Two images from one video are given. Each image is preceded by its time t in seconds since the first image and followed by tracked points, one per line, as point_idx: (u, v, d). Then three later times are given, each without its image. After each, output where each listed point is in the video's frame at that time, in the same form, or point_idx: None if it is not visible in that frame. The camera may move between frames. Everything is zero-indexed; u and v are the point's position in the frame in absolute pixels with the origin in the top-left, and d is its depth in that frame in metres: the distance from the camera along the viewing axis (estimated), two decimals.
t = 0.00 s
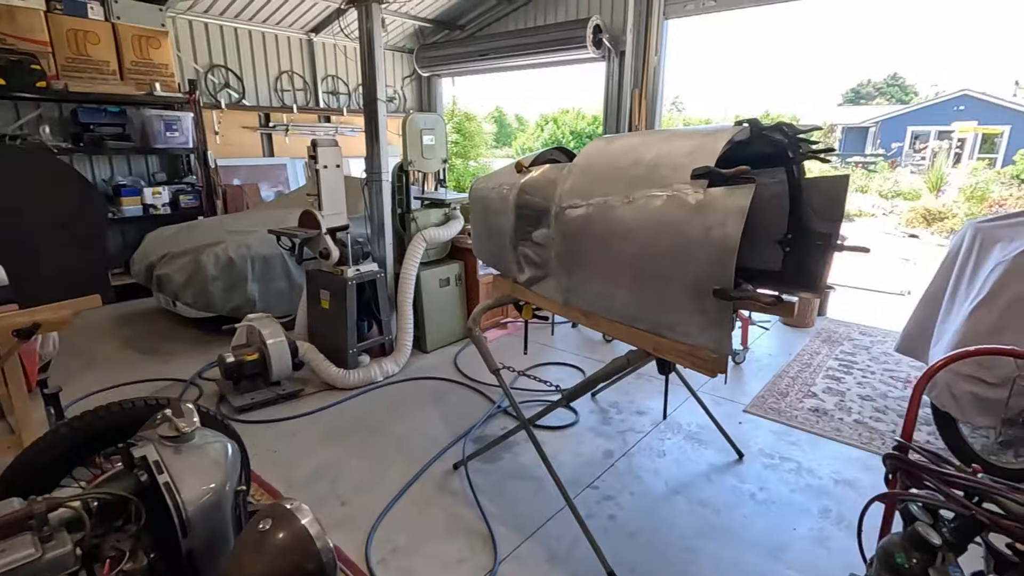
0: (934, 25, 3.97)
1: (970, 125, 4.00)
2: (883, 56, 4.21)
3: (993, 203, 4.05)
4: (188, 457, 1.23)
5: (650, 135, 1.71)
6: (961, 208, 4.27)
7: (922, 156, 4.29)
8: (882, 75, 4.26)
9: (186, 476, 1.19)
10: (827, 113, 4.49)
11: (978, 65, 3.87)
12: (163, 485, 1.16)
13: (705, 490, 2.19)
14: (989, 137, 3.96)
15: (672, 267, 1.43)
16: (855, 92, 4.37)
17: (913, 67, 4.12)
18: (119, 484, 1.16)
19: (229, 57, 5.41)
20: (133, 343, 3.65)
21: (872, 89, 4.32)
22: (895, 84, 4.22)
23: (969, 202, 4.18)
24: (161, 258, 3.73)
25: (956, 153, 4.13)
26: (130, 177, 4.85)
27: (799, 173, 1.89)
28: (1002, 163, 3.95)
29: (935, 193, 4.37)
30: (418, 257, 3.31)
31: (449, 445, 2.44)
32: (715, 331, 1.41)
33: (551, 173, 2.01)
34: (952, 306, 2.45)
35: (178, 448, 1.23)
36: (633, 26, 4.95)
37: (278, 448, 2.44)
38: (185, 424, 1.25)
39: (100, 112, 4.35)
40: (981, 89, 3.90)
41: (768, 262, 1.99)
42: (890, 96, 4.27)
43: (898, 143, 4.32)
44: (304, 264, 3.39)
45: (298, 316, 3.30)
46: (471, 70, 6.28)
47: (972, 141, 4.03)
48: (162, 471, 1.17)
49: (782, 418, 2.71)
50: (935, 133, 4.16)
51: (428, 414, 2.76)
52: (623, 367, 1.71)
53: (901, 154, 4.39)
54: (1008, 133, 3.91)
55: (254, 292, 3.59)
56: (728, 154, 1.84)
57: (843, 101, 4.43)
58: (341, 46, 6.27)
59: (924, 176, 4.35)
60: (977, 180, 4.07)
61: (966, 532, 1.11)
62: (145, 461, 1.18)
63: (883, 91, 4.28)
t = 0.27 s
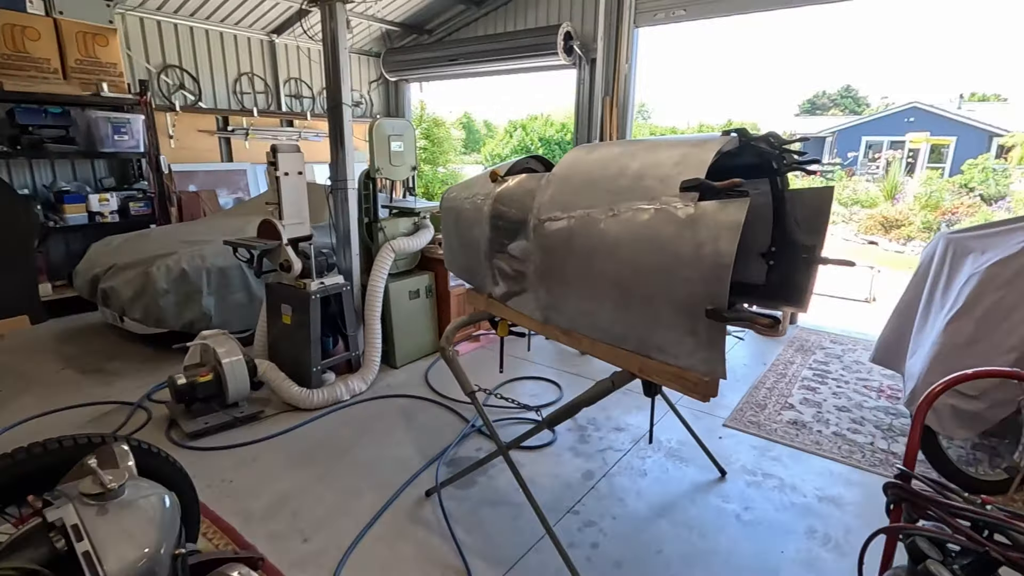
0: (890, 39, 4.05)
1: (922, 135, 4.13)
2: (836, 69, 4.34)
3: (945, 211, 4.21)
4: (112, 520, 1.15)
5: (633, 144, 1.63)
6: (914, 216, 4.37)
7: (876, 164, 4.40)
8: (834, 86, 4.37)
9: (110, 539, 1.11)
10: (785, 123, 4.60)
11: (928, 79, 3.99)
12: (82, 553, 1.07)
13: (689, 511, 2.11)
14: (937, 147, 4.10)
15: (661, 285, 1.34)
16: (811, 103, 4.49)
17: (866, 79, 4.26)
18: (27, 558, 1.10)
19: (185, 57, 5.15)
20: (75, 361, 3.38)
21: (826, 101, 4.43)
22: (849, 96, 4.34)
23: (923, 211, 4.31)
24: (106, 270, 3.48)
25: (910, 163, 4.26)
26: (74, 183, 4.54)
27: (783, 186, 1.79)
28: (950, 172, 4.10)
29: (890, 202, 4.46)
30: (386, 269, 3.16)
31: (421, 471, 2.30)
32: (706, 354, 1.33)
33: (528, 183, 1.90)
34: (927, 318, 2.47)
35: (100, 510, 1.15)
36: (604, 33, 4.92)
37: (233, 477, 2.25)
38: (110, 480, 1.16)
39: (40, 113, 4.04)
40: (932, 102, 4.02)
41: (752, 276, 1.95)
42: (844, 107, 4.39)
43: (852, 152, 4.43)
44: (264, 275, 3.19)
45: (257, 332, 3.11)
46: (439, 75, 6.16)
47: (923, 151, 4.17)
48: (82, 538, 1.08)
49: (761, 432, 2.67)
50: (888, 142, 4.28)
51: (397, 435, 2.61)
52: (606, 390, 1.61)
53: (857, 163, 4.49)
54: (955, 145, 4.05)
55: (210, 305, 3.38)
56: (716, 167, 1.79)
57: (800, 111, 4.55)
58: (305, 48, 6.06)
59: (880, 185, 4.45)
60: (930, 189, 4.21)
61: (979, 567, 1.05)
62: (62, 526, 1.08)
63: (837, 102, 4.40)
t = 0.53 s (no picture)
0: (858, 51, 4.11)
1: (890, 143, 4.17)
2: (803, 77, 4.33)
3: (914, 218, 4.28)
4: None
5: (630, 155, 1.53)
6: (885, 223, 4.39)
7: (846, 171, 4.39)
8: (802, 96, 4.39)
9: None
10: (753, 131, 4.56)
11: (886, 86, 4.07)
12: None
13: (685, 538, 2.02)
14: (904, 154, 4.16)
15: (667, 308, 1.24)
16: (780, 111, 4.48)
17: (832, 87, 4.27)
18: None
19: (147, 58, 4.90)
20: (23, 382, 3.13)
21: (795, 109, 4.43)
22: (815, 104, 4.35)
23: (894, 217, 4.36)
24: (59, 283, 3.24)
25: (877, 171, 4.29)
26: (26, 189, 4.27)
27: (783, 198, 1.66)
28: (915, 179, 4.18)
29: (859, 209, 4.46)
30: (363, 281, 3.00)
31: (401, 499, 2.16)
32: (716, 382, 1.23)
33: (517, 194, 1.79)
34: (920, 330, 2.42)
35: None
36: (584, 38, 4.84)
37: (197, 512, 2.08)
38: (33, 560, 1.11)
39: None
40: (895, 110, 4.08)
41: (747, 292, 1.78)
42: (810, 115, 4.38)
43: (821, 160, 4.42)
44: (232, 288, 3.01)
45: (224, 349, 2.91)
46: (416, 79, 6.01)
47: (890, 159, 4.21)
48: None
49: (754, 449, 2.60)
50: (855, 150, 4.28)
51: (376, 459, 2.45)
52: (604, 418, 1.50)
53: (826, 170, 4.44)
54: (920, 153, 4.12)
55: (172, 320, 3.17)
56: (719, 179, 1.71)
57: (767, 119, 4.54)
58: (276, 49, 5.85)
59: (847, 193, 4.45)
60: (899, 196, 4.26)
61: None
62: None
63: (804, 110, 4.40)
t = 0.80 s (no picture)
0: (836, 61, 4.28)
1: (867, 148, 4.37)
2: (780, 84, 4.51)
3: (891, 222, 4.53)
4: None
5: (618, 165, 1.47)
6: (862, 226, 4.69)
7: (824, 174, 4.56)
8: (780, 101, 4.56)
9: None
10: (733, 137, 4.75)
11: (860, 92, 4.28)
12: None
13: (674, 555, 1.96)
14: (880, 159, 4.36)
15: (659, 327, 1.19)
16: (758, 116, 4.66)
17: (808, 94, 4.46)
18: None
19: (117, 57, 4.74)
20: None
21: (773, 114, 4.62)
22: (792, 110, 4.54)
23: (871, 221, 4.63)
24: (19, 293, 3.08)
25: (854, 175, 4.51)
26: None
27: (773, 208, 1.60)
28: (891, 184, 4.41)
29: (839, 213, 4.73)
30: (342, 290, 2.91)
31: (381, 520, 2.07)
32: (710, 405, 1.17)
33: (500, 204, 1.72)
34: (906, 340, 2.40)
35: None
36: (567, 42, 4.78)
37: (163, 538, 1.96)
38: None
39: None
40: (869, 116, 4.27)
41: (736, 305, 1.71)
42: (787, 120, 4.57)
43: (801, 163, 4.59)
44: (203, 299, 2.88)
45: (194, 362, 2.79)
46: (397, 82, 5.92)
47: (867, 164, 4.41)
48: None
49: (742, 462, 2.56)
50: (833, 155, 4.48)
51: (354, 477, 2.36)
52: (592, 439, 1.43)
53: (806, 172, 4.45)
54: (894, 158, 4.34)
55: (140, 332, 3.03)
56: (712, 189, 1.69)
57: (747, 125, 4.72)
58: (252, 50, 5.71)
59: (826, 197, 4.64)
60: (876, 201, 4.50)
61: None
62: None
63: (781, 116, 4.58)
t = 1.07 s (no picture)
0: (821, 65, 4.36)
1: (852, 151, 4.44)
2: (766, 87, 4.65)
3: (876, 224, 4.62)
4: None
5: (603, 171, 1.43)
6: (848, 229, 4.77)
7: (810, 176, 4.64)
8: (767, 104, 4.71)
9: None
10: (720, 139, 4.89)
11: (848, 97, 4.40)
12: None
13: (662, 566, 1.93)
14: (865, 163, 4.43)
15: (645, 339, 1.15)
16: (746, 119, 4.79)
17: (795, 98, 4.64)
18: None
19: (96, 56, 4.63)
20: None
21: (760, 118, 4.75)
22: (779, 112, 4.70)
23: (856, 224, 4.72)
24: None
25: (840, 178, 4.58)
26: None
27: (761, 215, 1.58)
28: (875, 187, 4.50)
29: (824, 216, 4.80)
30: (324, 296, 2.85)
31: (362, 533, 2.01)
32: (697, 419, 1.14)
33: (484, 210, 1.67)
34: (893, 345, 2.39)
35: None
36: (556, 44, 4.74)
37: (135, 555, 1.89)
38: None
39: None
40: (854, 120, 4.37)
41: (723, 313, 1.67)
42: (774, 123, 4.73)
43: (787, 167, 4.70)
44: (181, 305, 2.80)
45: (171, 370, 2.71)
46: (384, 84, 5.86)
47: (852, 167, 4.48)
48: None
49: (730, 469, 2.54)
50: (818, 158, 4.57)
51: (336, 488, 2.30)
52: (578, 452, 1.39)
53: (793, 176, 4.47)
54: (879, 161, 4.39)
55: (116, 338, 2.95)
56: (701, 195, 1.66)
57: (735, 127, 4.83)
58: (235, 49, 5.62)
59: (813, 200, 4.72)
60: (860, 204, 4.59)
61: None
62: None
63: (768, 118, 4.74)
